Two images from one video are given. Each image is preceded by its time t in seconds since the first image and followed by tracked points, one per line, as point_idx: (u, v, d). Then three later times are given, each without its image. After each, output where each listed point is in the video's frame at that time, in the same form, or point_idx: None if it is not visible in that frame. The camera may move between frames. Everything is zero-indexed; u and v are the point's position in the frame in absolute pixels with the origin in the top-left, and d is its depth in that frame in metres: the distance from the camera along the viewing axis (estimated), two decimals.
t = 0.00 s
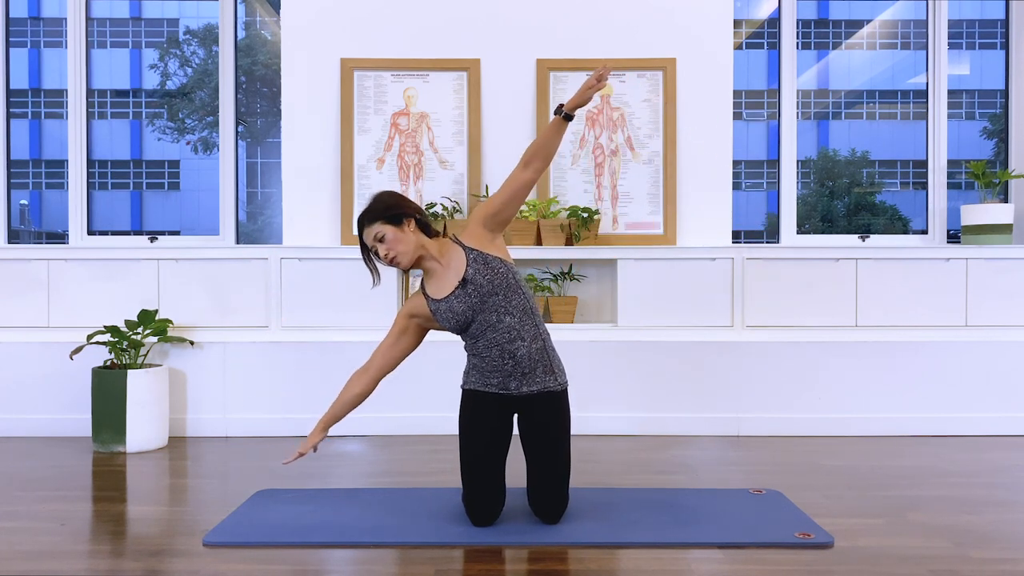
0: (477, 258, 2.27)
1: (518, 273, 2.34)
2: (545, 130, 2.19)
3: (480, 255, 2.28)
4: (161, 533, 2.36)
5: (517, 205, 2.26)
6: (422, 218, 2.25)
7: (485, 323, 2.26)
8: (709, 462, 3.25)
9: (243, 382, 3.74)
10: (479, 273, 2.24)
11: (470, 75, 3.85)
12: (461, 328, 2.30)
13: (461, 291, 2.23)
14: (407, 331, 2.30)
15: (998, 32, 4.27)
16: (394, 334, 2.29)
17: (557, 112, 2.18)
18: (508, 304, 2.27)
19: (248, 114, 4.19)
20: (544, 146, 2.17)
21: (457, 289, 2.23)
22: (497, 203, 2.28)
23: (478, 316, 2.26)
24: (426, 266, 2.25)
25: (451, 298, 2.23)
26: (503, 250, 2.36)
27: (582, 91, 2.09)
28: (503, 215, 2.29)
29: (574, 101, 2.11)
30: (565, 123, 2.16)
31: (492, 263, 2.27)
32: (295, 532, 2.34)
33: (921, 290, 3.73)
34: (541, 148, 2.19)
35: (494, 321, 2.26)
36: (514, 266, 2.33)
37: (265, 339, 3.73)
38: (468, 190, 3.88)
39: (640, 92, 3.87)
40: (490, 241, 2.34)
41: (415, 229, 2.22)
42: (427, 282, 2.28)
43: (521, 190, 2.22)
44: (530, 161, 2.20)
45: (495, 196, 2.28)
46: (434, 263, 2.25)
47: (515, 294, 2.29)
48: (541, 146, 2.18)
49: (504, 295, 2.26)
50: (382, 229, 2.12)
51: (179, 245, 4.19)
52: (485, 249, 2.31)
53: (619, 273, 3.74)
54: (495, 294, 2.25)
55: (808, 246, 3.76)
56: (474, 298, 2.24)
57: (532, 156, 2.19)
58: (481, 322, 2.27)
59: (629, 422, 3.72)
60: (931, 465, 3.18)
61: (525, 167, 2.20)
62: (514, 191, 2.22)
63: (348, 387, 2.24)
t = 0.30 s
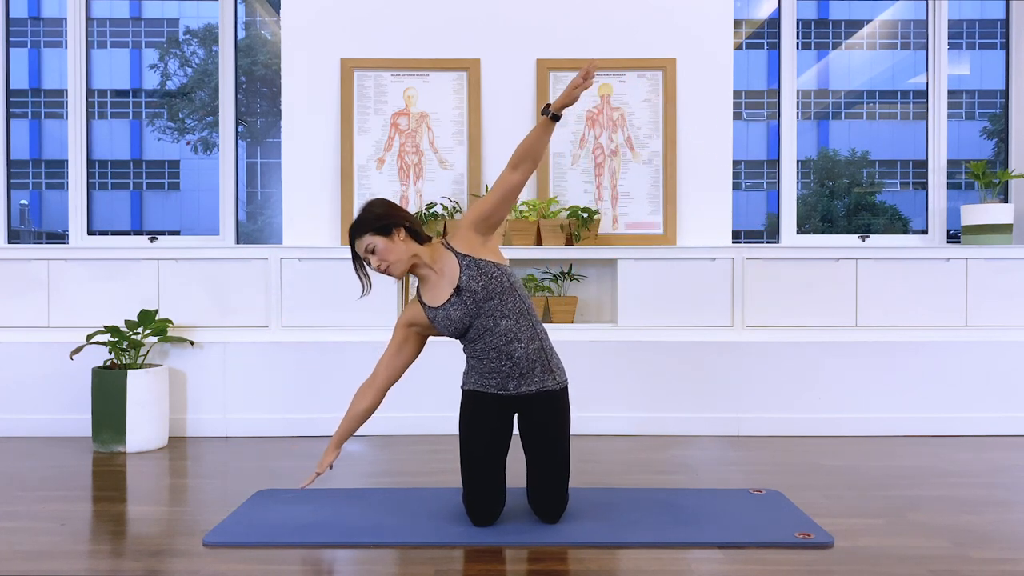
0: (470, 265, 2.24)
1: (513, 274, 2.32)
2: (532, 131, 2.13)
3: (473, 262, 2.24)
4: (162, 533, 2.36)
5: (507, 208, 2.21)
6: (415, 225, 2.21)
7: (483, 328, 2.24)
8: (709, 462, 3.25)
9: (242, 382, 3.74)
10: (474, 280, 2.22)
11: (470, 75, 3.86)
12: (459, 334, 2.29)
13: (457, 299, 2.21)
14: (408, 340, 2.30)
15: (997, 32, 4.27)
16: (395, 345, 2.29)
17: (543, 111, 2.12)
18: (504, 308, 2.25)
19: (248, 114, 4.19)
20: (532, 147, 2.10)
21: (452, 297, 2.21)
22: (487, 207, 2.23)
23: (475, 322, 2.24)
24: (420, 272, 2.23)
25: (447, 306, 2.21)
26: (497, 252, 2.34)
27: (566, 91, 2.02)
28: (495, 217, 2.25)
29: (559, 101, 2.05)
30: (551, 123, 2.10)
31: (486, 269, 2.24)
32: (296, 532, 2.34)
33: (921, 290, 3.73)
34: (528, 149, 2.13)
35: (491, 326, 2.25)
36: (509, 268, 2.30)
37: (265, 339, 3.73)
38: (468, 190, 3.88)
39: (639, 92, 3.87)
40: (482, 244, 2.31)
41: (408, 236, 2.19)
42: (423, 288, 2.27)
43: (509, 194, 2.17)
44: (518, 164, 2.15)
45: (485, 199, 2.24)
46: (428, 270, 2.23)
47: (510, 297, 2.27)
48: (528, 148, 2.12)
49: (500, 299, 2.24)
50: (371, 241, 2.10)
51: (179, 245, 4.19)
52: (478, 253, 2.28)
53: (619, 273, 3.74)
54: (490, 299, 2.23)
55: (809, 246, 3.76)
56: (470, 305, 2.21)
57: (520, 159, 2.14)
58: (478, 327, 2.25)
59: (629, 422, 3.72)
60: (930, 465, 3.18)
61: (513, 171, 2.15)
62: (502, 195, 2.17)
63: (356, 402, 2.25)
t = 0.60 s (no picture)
0: (461, 271, 2.23)
1: (505, 274, 2.30)
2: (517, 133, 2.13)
3: (464, 268, 2.23)
4: (162, 533, 2.36)
5: (494, 210, 2.22)
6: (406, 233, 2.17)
7: (480, 331, 2.24)
8: (709, 462, 3.25)
9: (242, 381, 3.74)
10: (466, 286, 2.21)
11: (470, 75, 3.85)
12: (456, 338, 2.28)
13: (451, 306, 2.21)
14: (404, 347, 2.28)
15: (997, 32, 4.27)
16: (391, 352, 2.27)
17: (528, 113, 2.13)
18: (499, 309, 2.24)
19: (248, 114, 4.19)
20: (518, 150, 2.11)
21: (446, 304, 2.21)
22: (475, 210, 2.24)
23: (472, 325, 2.24)
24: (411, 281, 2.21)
25: (441, 314, 2.22)
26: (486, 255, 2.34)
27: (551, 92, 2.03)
28: (482, 220, 2.25)
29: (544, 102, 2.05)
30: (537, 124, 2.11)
31: (478, 274, 2.23)
32: (296, 532, 2.34)
33: (921, 290, 3.73)
34: (513, 151, 2.14)
35: (487, 328, 2.25)
36: (500, 269, 2.29)
37: (265, 339, 3.73)
38: (468, 190, 3.89)
39: (639, 92, 3.87)
40: (472, 247, 2.30)
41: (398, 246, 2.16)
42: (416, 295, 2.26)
43: (497, 196, 2.18)
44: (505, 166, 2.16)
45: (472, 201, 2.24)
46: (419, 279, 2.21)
47: (504, 298, 2.26)
48: (514, 150, 2.12)
49: (494, 301, 2.24)
50: (359, 250, 2.07)
51: (179, 245, 4.19)
52: (467, 257, 2.28)
53: (619, 273, 3.74)
54: (485, 302, 2.23)
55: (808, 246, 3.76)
56: (465, 310, 2.22)
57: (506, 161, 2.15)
58: (475, 331, 2.25)
59: (628, 422, 3.72)
60: (930, 465, 3.18)
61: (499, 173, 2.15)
62: (490, 197, 2.18)
63: (354, 410, 2.21)
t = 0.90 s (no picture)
0: (450, 278, 2.21)
1: (493, 276, 2.31)
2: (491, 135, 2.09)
3: (452, 275, 2.21)
4: (162, 533, 2.36)
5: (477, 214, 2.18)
6: (390, 244, 2.13)
7: (475, 335, 2.23)
8: (709, 462, 3.25)
9: (242, 381, 3.74)
10: (456, 292, 2.20)
11: (470, 75, 3.85)
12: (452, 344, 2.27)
13: (443, 314, 2.19)
14: (397, 357, 2.26)
15: (997, 32, 4.27)
16: (383, 362, 2.25)
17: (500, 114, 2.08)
18: (492, 311, 2.24)
19: (248, 114, 4.19)
20: (495, 150, 2.06)
21: (438, 311, 2.20)
22: (457, 217, 2.19)
23: (466, 330, 2.23)
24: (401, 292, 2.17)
25: (433, 323, 2.20)
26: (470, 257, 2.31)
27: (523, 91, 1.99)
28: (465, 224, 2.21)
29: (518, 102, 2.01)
30: (511, 124, 2.07)
31: (466, 279, 2.22)
32: (296, 533, 2.34)
33: (921, 290, 3.73)
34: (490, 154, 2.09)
35: (482, 331, 2.24)
36: (487, 271, 2.29)
37: (265, 338, 3.73)
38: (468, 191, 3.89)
39: (639, 92, 3.87)
40: (457, 252, 2.27)
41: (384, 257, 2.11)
42: (406, 306, 2.22)
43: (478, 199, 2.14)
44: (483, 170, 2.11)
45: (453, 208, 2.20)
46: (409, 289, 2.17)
47: (495, 300, 2.25)
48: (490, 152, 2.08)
49: (486, 305, 2.23)
50: (345, 265, 2.02)
51: (179, 245, 4.19)
52: (453, 263, 2.25)
53: (619, 273, 3.74)
54: (477, 306, 2.22)
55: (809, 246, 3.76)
56: (458, 316, 2.20)
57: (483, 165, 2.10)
58: (469, 335, 2.24)
59: (628, 421, 3.72)
60: (930, 465, 3.18)
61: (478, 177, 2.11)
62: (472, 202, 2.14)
63: (349, 421, 2.20)
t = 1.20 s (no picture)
0: (432, 284, 2.19)
1: (474, 276, 2.29)
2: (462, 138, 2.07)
3: (433, 281, 2.19)
4: (162, 533, 2.36)
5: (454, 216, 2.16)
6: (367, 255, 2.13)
7: (463, 338, 2.23)
8: (709, 462, 3.25)
9: (242, 381, 3.74)
10: (439, 298, 2.18)
11: (470, 75, 3.86)
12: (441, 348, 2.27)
13: (428, 321, 2.19)
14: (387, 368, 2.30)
15: (997, 32, 4.27)
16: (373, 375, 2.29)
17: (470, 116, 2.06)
18: (477, 312, 2.23)
19: (248, 114, 4.19)
20: (467, 154, 2.05)
21: (423, 318, 2.19)
22: (434, 221, 2.17)
23: (454, 333, 2.23)
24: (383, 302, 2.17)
25: (419, 329, 2.20)
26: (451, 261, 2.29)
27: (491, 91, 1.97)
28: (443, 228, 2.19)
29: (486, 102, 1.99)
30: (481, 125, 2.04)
31: (448, 285, 2.20)
32: (296, 533, 2.34)
33: (921, 290, 3.73)
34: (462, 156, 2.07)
35: (469, 333, 2.23)
36: (467, 273, 2.28)
37: (265, 338, 3.73)
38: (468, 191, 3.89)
39: (639, 92, 3.87)
40: (437, 257, 2.25)
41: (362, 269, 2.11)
42: (391, 315, 2.22)
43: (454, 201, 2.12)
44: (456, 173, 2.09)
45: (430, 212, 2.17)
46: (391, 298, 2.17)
47: (478, 300, 2.24)
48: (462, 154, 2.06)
49: (471, 306, 2.22)
50: (325, 283, 2.03)
51: (179, 245, 4.19)
52: (434, 268, 2.23)
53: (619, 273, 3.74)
54: (461, 309, 2.21)
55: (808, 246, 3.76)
56: (444, 321, 2.19)
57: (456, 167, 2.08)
58: (458, 338, 2.23)
59: (628, 421, 3.72)
60: (930, 465, 3.18)
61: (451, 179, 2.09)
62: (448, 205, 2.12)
63: (350, 437, 2.27)
